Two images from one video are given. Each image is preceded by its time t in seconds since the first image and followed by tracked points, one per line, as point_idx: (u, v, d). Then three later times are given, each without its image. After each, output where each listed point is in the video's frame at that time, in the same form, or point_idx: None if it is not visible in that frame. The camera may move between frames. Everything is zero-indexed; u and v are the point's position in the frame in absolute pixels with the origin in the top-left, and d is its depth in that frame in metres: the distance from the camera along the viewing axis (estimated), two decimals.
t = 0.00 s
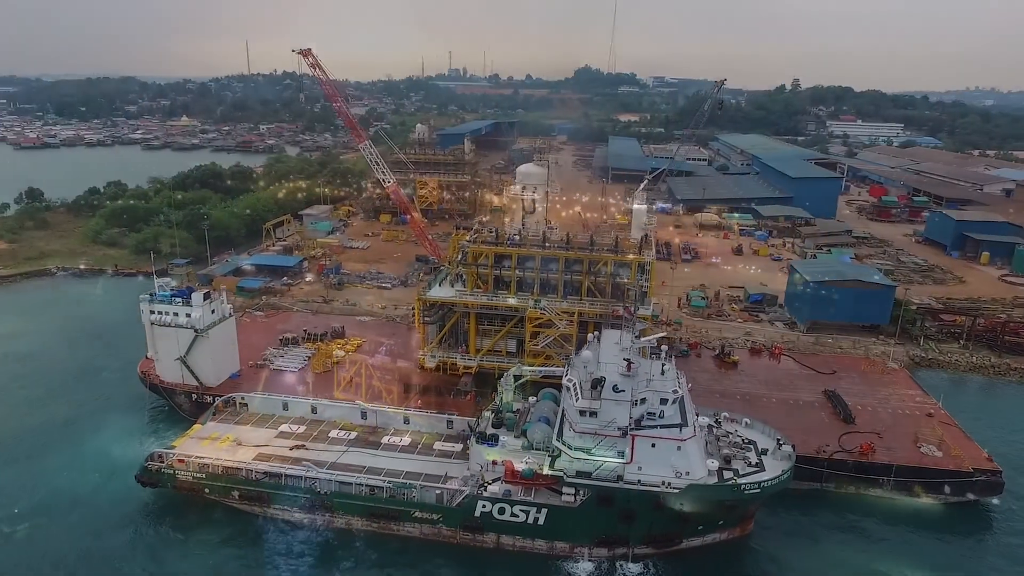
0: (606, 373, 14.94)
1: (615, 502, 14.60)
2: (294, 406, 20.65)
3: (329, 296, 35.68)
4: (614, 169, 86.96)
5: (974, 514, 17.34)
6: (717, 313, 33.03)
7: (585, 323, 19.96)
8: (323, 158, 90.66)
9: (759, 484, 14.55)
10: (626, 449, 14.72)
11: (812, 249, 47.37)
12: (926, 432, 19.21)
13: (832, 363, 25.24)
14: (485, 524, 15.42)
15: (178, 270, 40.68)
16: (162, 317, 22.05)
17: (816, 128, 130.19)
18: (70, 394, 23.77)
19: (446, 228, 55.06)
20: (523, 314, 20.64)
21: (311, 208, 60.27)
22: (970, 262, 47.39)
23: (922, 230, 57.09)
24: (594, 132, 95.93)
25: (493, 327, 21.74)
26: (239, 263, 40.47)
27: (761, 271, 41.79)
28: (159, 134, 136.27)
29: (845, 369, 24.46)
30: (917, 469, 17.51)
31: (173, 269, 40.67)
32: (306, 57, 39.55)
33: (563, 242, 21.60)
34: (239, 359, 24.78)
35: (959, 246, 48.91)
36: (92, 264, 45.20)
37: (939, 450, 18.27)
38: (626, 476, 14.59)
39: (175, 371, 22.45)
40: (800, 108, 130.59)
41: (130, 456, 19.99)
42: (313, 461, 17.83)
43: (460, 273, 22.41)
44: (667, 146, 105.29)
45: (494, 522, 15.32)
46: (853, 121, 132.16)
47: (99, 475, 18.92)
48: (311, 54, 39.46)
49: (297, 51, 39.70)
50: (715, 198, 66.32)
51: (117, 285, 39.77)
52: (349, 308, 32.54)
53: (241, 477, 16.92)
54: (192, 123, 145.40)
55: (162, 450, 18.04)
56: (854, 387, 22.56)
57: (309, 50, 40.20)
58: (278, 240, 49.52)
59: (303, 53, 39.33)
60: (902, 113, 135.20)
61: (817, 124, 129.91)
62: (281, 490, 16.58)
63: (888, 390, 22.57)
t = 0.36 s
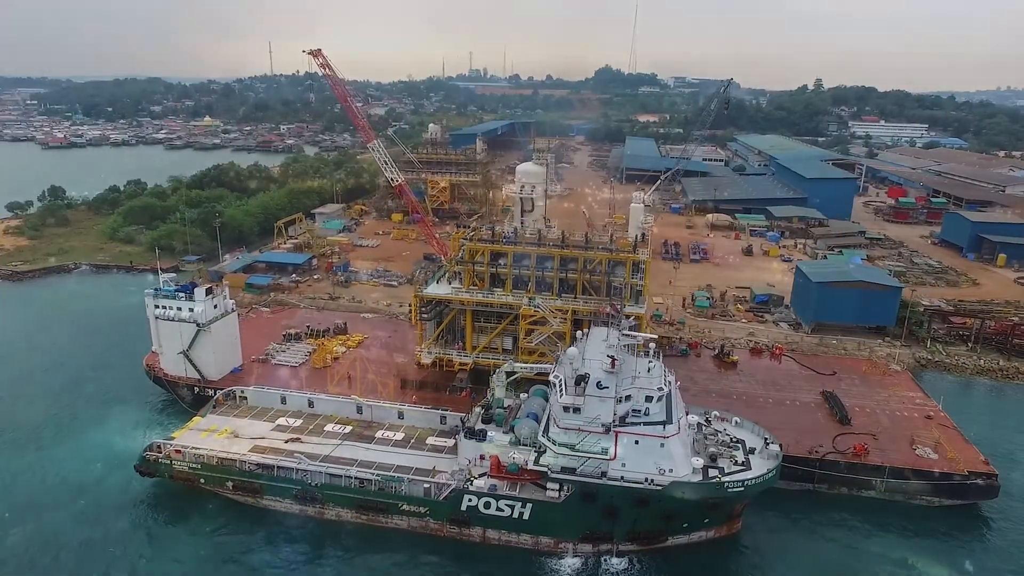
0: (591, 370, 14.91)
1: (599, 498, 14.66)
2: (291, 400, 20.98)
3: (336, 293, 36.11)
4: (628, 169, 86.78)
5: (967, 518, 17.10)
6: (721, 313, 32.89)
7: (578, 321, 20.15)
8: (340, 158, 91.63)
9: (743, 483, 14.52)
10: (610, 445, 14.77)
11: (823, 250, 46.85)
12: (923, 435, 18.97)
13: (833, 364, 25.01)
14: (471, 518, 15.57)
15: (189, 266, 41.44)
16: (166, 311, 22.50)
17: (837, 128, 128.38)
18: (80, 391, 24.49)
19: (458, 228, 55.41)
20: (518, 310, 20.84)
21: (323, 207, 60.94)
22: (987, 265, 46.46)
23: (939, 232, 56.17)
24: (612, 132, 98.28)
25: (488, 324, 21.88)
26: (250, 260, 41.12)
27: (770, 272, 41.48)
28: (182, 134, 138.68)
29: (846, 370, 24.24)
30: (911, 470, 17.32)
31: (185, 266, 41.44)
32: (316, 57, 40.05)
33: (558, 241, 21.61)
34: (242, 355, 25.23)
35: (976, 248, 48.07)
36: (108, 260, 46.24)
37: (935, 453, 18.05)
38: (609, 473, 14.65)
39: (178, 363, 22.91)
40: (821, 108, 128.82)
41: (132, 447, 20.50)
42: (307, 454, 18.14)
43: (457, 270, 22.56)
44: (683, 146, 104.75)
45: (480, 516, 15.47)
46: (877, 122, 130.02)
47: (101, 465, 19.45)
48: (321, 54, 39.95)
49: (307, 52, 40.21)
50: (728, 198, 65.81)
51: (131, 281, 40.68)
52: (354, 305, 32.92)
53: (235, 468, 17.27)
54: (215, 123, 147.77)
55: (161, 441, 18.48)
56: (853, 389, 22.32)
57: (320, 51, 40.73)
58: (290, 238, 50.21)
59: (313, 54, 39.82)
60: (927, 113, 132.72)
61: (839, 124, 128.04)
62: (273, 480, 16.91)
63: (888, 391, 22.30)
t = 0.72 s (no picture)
0: (574, 367, 14.98)
1: (583, 494, 14.73)
2: (287, 394, 21.30)
3: (342, 290, 36.48)
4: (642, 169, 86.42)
5: (959, 521, 16.89)
6: (725, 313, 32.75)
7: (573, 319, 20.29)
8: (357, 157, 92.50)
9: (726, 481, 14.51)
10: (594, 442, 14.81)
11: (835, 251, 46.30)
12: (918, 437, 18.77)
13: (834, 365, 24.74)
14: (457, 512, 15.73)
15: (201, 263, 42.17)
16: (170, 307, 23.02)
17: (859, 129, 126.59)
18: (88, 384, 25.12)
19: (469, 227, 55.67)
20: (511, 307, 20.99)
21: (336, 206, 61.59)
22: (1004, 268, 45.58)
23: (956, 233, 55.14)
24: (629, 133, 99.28)
25: (483, 322, 22.07)
26: (260, 257, 41.73)
27: (779, 273, 41.12)
28: (204, 134, 140.95)
29: (846, 372, 23.99)
30: (904, 473, 17.14)
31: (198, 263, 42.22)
32: (327, 58, 40.60)
33: (553, 239, 21.71)
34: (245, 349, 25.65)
35: (993, 251, 47.14)
36: (124, 257, 47.19)
37: (929, 455, 17.86)
38: (593, 469, 14.76)
39: (182, 358, 23.40)
40: (841, 108, 127.15)
41: (134, 438, 20.99)
42: (300, 446, 18.48)
43: (454, 268, 22.75)
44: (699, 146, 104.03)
45: (466, 510, 15.63)
46: (900, 123, 127.94)
47: (102, 456, 19.93)
48: (331, 55, 40.39)
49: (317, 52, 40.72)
50: (741, 199, 65.26)
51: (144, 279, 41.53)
52: (358, 303, 33.24)
53: (230, 460, 17.64)
54: (237, 123, 149.95)
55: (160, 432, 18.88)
56: (851, 391, 22.12)
57: (330, 52, 41.29)
58: (301, 236, 50.80)
59: (323, 54, 40.32)
60: (952, 113, 130.34)
61: (862, 125, 126.23)
62: (266, 472, 17.25)
63: (887, 393, 22.04)
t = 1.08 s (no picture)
0: (557, 363, 15.02)
1: (567, 490, 14.83)
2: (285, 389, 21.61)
3: (346, 288, 36.91)
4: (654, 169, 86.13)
5: (948, 524, 16.73)
6: (727, 313, 32.64)
7: (566, 318, 20.42)
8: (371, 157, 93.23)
9: (708, 479, 14.52)
10: (576, 438, 14.91)
11: (844, 253, 45.81)
12: (912, 439, 18.60)
13: (833, 366, 24.55)
14: (442, 506, 15.90)
15: (210, 261, 42.88)
16: (172, 301, 23.45)
17: (878, 129, 124.88)
18: (94, 377, 25.73)
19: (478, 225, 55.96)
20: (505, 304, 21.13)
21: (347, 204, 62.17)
22: (1018, 270, 44.76)
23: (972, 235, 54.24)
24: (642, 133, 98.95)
25: (479, 319, 22.23)
26: (268, 255, 42.32)
27: (786, 274, 40.81)
28: (223, 134, 142.96)
29: (844, 373, 23.81)
30: (894, 475, 17.00)
31: (207, 260, 42.91)
32: (335, 58, 40.98)
33: (548, 237, 21.79)
34: (247, 344, 26.08)
35: (1008, 253, 46.33)
36: (138, 254, 48.09)
37: (922, 457, 17.69)
38: (575, 465, 14.89)
39: (183, 352, 23.80)
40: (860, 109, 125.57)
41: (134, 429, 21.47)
42: (294, 440, 18.77)
43: (450, 265, 22.92)
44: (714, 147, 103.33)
45: (451, 505, 15.79)
46: (921, 123, 125.88)
47: (101, 447, 20.39)
48: (339, 54, 40.83)
49: (326, 53, 41.14)
50: (752, 199, 64.72)
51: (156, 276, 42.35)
52: (361, 301, 33.62)
53: (224, 452, 17.98)
54: (256, 123, 151.76)
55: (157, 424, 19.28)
56: (848, 392, 21.94)
57: (338, 52, 41.70)
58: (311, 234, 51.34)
59: (331, 55, 40.74)
60: (975, 113, 128.04)
61: (881, 126, 124.38)
62: (258, 464, 17.56)
63: (884, 394, 21.85)
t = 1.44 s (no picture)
0: (541, 360, 15.10)
1: (549, 486, 14.94)
2: (282, 383, 21.94)
3: (352, 285, 37.32)
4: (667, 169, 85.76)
5: (937, 526, 16.55)
6: (729, 314, 32.48)
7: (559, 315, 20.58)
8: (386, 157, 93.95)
9: (689, 477, 14.54)
10: (559, 434, 15.02)
11: (854, 254, 45.30)
12: (905, 441, 18.43)
13: (831, 368, 24.33)
14: (428, 500, 16.08)
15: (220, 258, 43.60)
16: (175, 297, 23.90)
17: (900, 129, 122.91)
18: (101, 371, 26.39)
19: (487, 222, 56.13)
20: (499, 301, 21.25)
21: (358, 203, 62.70)
22: None
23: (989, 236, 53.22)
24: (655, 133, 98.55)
25: (474, 317, 22.38)
26: (277, 253, 42.92)
27: (793, 275, 40.47)
28: (243, 133, 144.83)
29: (842, 374, 23.59)
30: (884, 476, 16.82)
31: (216, 257, 43.63)
32: (343, 58, 41.42)
33: (542, 235, 21.88)
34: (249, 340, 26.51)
35: None
36: (151, 251, 49.06)
37: (913, 459, 17.52)
38: (558, 461, 15.01)
39: (186, 346, 24.26)
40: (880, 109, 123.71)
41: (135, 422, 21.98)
42: (287, 433, 19.10)
43: (446, 263, 23.10)
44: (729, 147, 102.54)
45: (436, 499, 15.97)
46: (944, 124, 123.48)
47: (102, 438, 20.93)
48: (347, 54, 41.31)
49: (334, 53, 41.65)
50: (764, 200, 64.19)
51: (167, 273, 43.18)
52: (365, 298, 34.00)
53: (218, 444, 18.36)
54: (275, 123, 153.60)
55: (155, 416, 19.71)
56: (843, 393, 21.76)
57: (346, 53, 42.23)
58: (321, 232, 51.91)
59: (339, 55, 41.19)
60: (1001, 113, 125.52)
61: (905, 126, 122.20)
62: (251, 457, 17.90)
63: (881, 396, 21.62)
